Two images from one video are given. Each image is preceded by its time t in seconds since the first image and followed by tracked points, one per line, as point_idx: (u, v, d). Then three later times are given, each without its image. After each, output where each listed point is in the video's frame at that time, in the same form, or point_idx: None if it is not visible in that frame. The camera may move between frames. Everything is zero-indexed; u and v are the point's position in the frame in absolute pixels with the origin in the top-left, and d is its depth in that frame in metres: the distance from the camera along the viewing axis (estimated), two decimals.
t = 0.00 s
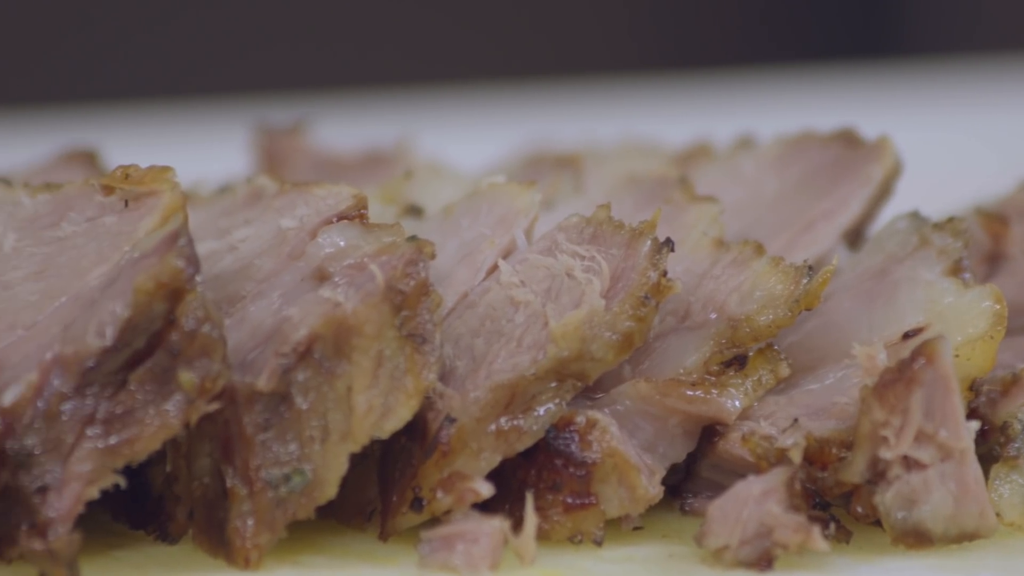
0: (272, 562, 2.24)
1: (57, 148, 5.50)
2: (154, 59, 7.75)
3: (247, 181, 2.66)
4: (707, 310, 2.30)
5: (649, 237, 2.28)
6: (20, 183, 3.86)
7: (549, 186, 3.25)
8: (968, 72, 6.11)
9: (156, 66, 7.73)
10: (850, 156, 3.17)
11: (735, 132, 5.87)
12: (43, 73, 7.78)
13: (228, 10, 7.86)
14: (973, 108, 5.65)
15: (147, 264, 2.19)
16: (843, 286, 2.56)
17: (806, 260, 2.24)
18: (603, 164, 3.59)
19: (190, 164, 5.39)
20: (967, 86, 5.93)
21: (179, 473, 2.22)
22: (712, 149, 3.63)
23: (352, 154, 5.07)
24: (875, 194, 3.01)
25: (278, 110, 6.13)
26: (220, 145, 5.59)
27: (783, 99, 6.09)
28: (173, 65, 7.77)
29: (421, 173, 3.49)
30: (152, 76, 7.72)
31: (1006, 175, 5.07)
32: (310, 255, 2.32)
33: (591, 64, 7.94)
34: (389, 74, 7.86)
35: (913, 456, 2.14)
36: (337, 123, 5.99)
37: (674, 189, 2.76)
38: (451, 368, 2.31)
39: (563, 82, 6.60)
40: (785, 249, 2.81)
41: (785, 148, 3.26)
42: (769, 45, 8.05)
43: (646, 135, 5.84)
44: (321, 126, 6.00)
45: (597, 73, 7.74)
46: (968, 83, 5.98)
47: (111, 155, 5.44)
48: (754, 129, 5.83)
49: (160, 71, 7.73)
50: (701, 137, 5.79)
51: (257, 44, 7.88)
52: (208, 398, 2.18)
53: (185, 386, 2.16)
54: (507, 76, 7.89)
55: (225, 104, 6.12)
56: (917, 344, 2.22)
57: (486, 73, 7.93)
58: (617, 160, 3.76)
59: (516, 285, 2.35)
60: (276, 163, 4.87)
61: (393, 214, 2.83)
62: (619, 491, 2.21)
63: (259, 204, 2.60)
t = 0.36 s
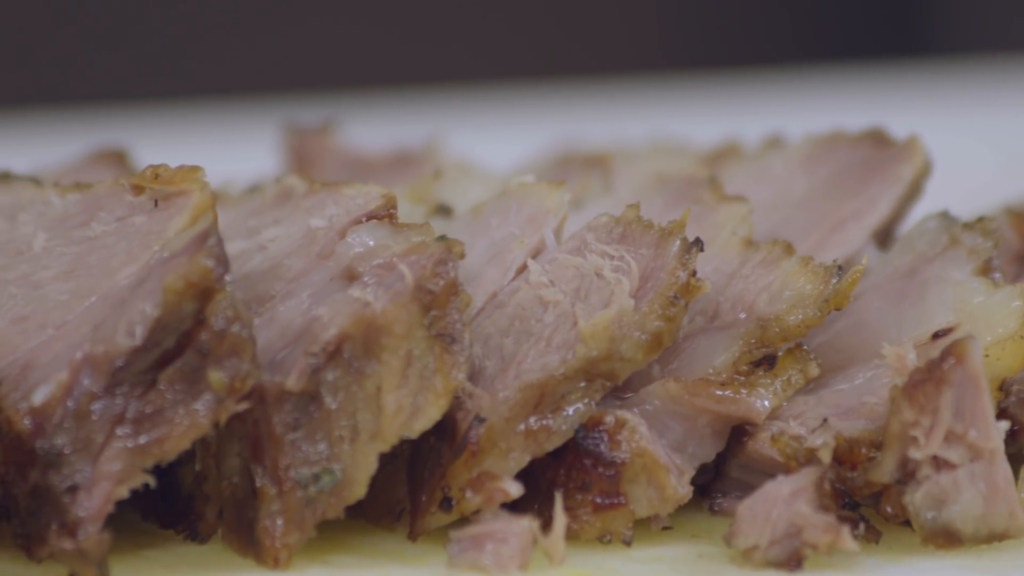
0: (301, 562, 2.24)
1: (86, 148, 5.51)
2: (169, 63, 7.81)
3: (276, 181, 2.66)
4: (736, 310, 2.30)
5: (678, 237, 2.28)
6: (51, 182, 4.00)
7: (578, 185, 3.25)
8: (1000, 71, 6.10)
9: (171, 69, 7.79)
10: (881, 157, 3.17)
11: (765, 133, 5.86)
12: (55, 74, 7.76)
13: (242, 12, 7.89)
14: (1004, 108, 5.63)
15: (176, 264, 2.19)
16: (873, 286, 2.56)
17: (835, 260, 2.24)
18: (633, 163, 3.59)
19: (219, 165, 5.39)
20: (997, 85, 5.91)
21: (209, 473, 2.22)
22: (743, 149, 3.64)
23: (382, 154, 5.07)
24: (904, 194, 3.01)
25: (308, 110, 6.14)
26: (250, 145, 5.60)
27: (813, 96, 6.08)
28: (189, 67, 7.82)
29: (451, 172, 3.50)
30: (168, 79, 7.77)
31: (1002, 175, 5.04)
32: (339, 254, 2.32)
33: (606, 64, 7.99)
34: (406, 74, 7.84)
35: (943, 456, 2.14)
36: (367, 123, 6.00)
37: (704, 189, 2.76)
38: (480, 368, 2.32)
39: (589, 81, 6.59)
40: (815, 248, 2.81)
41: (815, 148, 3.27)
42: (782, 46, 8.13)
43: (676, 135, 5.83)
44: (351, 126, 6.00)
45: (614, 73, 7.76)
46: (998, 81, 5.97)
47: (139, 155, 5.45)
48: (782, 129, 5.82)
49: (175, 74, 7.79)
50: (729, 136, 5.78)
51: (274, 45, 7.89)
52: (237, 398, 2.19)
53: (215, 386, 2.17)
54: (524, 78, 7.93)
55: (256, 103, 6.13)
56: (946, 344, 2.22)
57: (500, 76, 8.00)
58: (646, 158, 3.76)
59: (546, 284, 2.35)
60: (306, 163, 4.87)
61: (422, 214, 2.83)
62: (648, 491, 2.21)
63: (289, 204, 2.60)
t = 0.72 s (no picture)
0: (326, 562, 2.23)
1: (112, 148, 5.51)
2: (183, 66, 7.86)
3: (302, 181, 2.66)
4: (761, 311, 2.30)
5: (703, 237, 2.28)
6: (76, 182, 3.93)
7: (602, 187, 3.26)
8: None
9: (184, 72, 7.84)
10: (906, 158, 3.18)
11: (790, 134, 5.84)
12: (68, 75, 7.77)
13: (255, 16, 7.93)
14: None
15: (202, 264, 2.19)
16: (898, 287, 2.58)
17: (861, 261, 2.24)
18: (659, 163, 3.60)
19: (245, 164, 5.38)
20: None
21: (234, 473, 2.22)
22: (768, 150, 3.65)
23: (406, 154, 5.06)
24: (929, 195, 3.01)
25: (333, 111, 6.15)
26: (276, 143, 5.60)
27: (838, 98, 6.06)
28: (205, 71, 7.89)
29: (479, 173, 3.50)
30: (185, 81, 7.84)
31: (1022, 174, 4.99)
32: (365, 255, 2.32)
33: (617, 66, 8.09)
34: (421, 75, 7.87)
35: (968, 457, 2.14)
36: (391, 124, 6.00)
37: (728, 190, 2.77)
38: (505, 369, 2.32)
39: (614, 82, 6.59)
40: (840, 249, 2.82)
41: (840, 150, 3.29)
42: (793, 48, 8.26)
43: (701, 136, 5.81)
44: (376, 126, 6.01)
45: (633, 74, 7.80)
46: None
47: (165, 155, 5.46)
48: (807, 129, 5.79)
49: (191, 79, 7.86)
50: (754, 137, 5.76)
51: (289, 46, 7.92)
52: (262, 399, 2.19)
53: (241, 387, 2.17)
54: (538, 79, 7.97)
55: (283, 104, 6.16)
56: (973, 345, 2.22)
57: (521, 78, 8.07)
58: (671, 159, 3.75)
59: (571, 285, 2.36)
60: (331, 162, 4.88)
61: (447, 215, 2.83)
62: (673, 491, 2.21)
63: (314, 204, 2.61)
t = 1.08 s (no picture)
0: (352, 562, 2.23)
1: (139, 148, 5.52)
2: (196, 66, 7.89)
3: (328, 182, 2.66)
4: (787, 311, 2.30)
5: (729, 237, 2.28)
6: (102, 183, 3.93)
7: (627, 188, 3.26)
8: None
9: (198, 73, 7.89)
10: (933, 158, 3.18)
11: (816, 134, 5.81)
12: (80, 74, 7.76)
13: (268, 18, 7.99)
14: None
15: (228, 264, 2.19)
16: (924, 287, 2.57)
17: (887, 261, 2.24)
18: (684, 163, 3.60)
19: (272, 166, 5.37)
20: None
21: (260, 473, 2.22)
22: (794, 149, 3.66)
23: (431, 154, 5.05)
24: (955, 195, 3.01)
25: (358, 111, 6.16)
26: (302, 142, 5.61)
27: (865, 101, 6.04)
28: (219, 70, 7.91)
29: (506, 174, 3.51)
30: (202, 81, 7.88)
31: None
32: (391, 254, 2.32)
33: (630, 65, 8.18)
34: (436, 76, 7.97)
35: (995, 457, 2.14)
36: (416, 124, 6.00)
37: (755, 189, 2.76)
38: (531, 369, 2.32)
39: (639, 82, 6.59)
40: (867, 249, 2.83)
41: (866, 148, 3.28)
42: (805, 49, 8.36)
43: (726, 136, 5.80)
44: (401, 126, 6.02)
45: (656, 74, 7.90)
46: None
47: (192, 154, 5.46)
48: (833, 130, 5.77)
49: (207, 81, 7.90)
50: (780, 137, 5.73)
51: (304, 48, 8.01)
52: (288, 399, 2.19)
53: (267, 386, 2.17)
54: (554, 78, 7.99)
55: (309, 104, 6.17)
56: (998, 346, 2.24)
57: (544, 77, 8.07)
58: (697, 160, 3.76)
59: (597, 285, 2.36)
60: (356, 163, 4.89)
61: (473, 215, 2.84)
62: (699, 492, 2.21)
63: (339, 204, 2.61)
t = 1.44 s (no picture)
0: (378, 562, 2.24)
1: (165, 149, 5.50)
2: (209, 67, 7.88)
3: (354, 181, 2.68)
4: (814, 311, 2.30)
5: (755, 237, 2.28)
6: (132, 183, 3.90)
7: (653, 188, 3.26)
8: None
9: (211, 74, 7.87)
10: (959, 158, 3.18)
11: (844, 134, 5.79)
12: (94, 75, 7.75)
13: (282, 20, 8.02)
14: None
15: (255, 264, 2.20)
16: (951, 287, 2.58)
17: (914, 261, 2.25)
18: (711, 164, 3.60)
19: (300, 164, 5.34)
20: None
21: (287, 473, 2.23)
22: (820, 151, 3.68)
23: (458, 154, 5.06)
24: (983, 195, 3.00)
25: (387, 111, 6.18)
26: (330, 142, 5.61)
27: (893, 102, 6.01)
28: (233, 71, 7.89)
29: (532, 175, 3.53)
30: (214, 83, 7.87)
31: None
32: (418, 255, 2.32)
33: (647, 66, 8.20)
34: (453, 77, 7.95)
35: (1022, 458, 2.13)
36: (444, 124, 6.01)
37: (782, 189, 2.76)
38: (558, 369, 2.32)
39: (667, 82, 6.60)
40: (894, 249, 2.83)
41: (894, 149, 3.30)
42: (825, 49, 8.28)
43: (754, 136, 5.79)
44: (429, 126, 6.02)
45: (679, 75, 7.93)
46: None
47: (220, 153, 5.46)
48: (860, 131, 5.75)
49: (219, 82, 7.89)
50: (808, 137, 5.72)
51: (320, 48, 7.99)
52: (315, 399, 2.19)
53: (294, 386, 2.17)
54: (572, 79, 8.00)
55: (337, 104, 6.19)
56: None
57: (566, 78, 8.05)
58: (724, 160, 3.77)
59: (623, 285, 2.36)
60: (383, 163, 4.90)
61: (498, 215, 2.84)
62: (726, 492, 2.21)
63: (366, 205, 2.61)
